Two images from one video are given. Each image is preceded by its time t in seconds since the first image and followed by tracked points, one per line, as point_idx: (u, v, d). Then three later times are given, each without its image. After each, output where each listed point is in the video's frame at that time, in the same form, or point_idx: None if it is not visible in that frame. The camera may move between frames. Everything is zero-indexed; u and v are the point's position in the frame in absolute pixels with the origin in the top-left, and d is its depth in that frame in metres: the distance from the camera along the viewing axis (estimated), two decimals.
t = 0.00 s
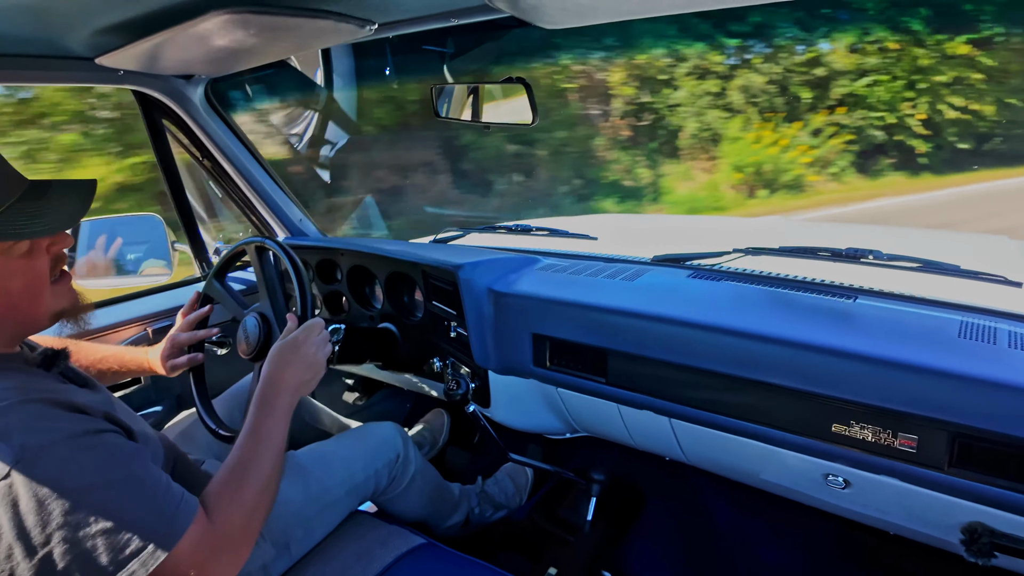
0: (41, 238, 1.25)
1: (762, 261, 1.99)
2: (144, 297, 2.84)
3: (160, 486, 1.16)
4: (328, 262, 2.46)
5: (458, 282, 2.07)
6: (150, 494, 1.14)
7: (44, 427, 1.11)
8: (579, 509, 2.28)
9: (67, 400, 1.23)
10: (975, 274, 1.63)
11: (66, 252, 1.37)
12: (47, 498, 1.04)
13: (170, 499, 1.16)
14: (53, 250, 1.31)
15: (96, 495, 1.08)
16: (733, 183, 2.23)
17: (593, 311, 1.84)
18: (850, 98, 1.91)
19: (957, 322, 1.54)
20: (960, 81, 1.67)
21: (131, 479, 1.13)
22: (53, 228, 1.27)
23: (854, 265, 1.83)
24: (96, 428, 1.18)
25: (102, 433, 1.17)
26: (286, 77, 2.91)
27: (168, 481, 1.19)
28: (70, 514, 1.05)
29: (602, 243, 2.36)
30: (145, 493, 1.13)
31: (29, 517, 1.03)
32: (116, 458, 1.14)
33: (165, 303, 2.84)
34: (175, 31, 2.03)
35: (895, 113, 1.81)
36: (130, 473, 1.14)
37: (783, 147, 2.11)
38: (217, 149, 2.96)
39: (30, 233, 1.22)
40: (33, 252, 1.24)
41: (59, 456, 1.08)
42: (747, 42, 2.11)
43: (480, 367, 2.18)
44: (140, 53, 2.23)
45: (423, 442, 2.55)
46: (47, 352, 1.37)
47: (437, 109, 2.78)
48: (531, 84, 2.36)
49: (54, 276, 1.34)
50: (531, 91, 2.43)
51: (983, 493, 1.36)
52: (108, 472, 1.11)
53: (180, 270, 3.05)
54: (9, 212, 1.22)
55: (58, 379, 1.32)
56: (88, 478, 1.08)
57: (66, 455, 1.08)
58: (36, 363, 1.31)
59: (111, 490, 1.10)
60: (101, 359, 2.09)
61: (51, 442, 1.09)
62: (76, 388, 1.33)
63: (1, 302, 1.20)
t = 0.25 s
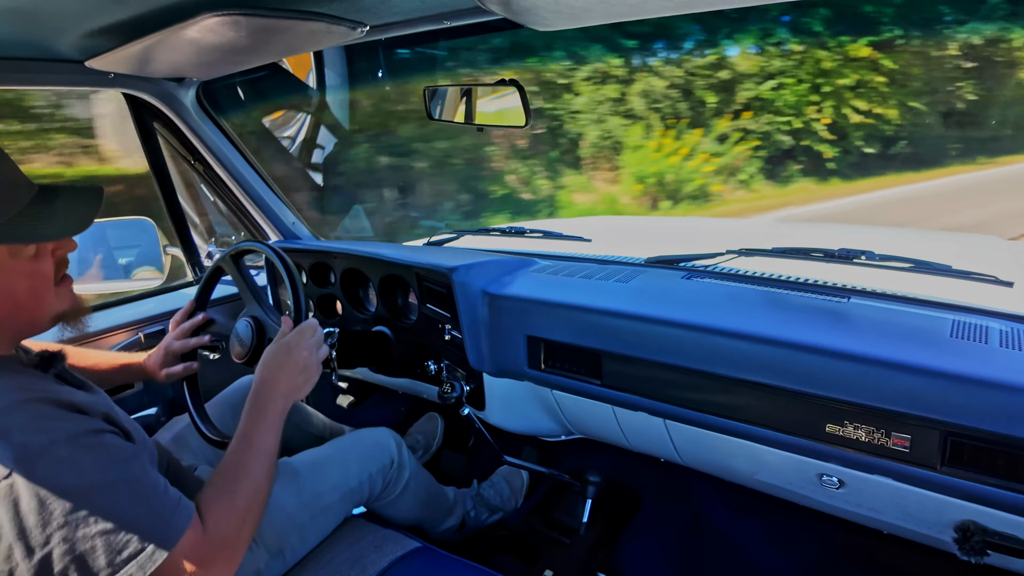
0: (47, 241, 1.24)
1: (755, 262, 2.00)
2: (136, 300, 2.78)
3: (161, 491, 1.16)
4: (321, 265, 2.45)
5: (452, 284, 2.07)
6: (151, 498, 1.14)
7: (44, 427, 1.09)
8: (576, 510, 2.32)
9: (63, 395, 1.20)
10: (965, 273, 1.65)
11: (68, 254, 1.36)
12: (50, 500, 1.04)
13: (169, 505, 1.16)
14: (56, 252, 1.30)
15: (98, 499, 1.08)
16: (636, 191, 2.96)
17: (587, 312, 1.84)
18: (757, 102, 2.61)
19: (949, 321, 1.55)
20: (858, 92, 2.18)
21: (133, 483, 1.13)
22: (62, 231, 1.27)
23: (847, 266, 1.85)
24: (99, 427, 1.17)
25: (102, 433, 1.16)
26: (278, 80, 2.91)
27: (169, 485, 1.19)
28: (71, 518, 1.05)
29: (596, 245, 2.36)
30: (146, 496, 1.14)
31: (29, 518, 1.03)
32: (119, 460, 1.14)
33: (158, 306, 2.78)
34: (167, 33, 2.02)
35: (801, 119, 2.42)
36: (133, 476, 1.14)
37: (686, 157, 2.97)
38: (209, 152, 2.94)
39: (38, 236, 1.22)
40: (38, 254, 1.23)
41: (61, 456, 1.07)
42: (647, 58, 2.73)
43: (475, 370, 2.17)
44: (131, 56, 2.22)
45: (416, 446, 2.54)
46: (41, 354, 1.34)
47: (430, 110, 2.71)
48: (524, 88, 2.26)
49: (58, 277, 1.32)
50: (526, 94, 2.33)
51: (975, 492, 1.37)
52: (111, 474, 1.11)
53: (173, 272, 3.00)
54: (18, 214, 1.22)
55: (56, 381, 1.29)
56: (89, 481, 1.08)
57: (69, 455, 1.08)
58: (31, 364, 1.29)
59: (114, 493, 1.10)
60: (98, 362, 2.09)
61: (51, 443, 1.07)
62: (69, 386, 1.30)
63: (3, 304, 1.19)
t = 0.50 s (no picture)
0: (54, 250, 1.24)
1: (749, 260, 2.01)
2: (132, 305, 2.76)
3: (153, 511, 1.16)
4: (316, 268, 2.45)
5: (448, 286, 2.07)
6: (144, 518, 1.14)
7: (46, 439, 1.10)
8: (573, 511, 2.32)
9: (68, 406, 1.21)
10: (959, 270, 1.66)
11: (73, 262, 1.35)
12: (43, 515, 1.04)
13: (159, 527, 1.16)
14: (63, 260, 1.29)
15: (91, 516, 1.08)
16: (532, 205, 3.36)
17: (583, 313, 1.84)
18: (663, 106, 2.93)
19: (943, 317, 1.56)
20: (766, 95, 2.57)
21: (127, 501, 1.13)
22: (69, 239, 1.27)
23: (841, 264, 1.85)
24: (96, 441, 1.17)
25: (102, 447, 1.17)
26: (271, 83, 2.90)
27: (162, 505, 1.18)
28: (62, 535, 1.05)
29: (591, 245, 2.37)
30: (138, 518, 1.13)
31: (21, 532, 1.03)
32: (115, 476, 1.14)
33: (153, 311, 2.76)
34: (158, 38, 2.02)
35: (706, 128, 2.85)
36: (127, 494, 1.13)
37: (584, 167, 3.31)
38: (204, 156, 2.93)
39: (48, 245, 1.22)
40: (47, 262, 1.23)
41: (60, 470, 1.07)
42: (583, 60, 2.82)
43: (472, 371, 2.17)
44: (124, 60, 2.21)
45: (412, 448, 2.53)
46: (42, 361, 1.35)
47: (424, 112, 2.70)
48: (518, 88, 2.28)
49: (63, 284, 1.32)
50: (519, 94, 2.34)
51: (971, 487, 1.37)
52: (106, 491, 1.11)
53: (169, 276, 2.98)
54: (27, 222, 1.21)
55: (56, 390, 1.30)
56: (84, 496, 1.08)
57: (66, 469, 1.08)
58: (33, 372, 1.29)
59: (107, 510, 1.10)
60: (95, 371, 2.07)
61: (51, 456, 1.08)
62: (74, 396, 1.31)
63: (10, 311, 1.18)
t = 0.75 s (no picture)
0: (38, 249, 1.24)
1: (743, 260, 2.02)
2: (124, 307, 2.74)
3: (136, 524, 1.16)
4: (311, 269, 2.45)
5: (442, 286, 2.07)
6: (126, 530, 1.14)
7: (37, 446, 1.11)
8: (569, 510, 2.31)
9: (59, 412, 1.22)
10: (951, 269, 1.66)
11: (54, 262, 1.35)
12: (29, 523, 1.03)
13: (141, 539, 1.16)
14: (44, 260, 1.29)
15: (76, 526, 1.08)
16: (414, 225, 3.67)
17: (578, 313, 1.85)
18: (568, 112, 3.08)
19: (936, 316, 1.57)
20: (675, 99, 2.65)
21: (116, 509, 1.14)
22: (53, 239, 1.28)
23: (834, 264, 1.86)
24: (89, 446, 1.19)
25: (93, 454, 1.18)
26: (264, 84, 2.90)
27: (146, 517, 1.19)
28: (47, 544, 1.04)
29: (586, 245, 2.37)
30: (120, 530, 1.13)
31: (6, 540, 1.02)
32: (101, 485, 1.14)
33: (146, 313, 2.74)
34: (151, 39, 2.01)
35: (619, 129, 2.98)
36: (112, 505, 1.14)
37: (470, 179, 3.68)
38: (197, 158, 2.90)
39: (32, 244, 1.22)
40: (30, 262, 1.23)
41: (47, 478, 1.08)
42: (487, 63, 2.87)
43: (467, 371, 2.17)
44: (115, 61, 2.20)
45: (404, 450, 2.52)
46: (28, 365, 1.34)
47: (419, 114, 2.71)
48: (511, 87, 2.28)
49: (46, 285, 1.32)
50: (512, 94, 2.35)
51: (963, 484, 1.38)
52: (92, 500, 1.12)
53: (162, 278, 2.96)
54: (11, 223, 1.21)
55: (43, 394, 1.30)
56: (74, 503, 1.09)
57: (54, 478, 1.08)
58: (18, 376, 1.28)
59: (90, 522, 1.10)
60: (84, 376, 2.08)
61: (40, 463, 1.09)
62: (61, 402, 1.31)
63: None
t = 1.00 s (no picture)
0: (34, 253, 1.24)
1: (736, 258, 2.01)
2: (117, 310, 2.70)
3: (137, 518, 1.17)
4: (304, 271, 2.44)
5: (437, 287, 2.07)
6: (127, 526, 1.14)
7: (26, 447, 1.09)
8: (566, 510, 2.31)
9: (45, 413, 1.21)
10: (944, 264, 1.67)
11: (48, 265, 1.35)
12: (27, 523, 1.03)
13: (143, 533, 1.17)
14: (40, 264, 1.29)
15: (76, 521, 1.08)
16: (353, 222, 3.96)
17: (574, 312, 1.85)
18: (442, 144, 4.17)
19: (928, 310, 1.58)
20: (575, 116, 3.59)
21: (115, 502, 1.15)
22: (50, 242, 1.28)
23: (827, 260, 1.87)
24: (81, 445, 1.18)
25: (86, 451, 1.17)
26: (257, 84, 2.91)
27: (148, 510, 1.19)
28: (48, 540, 1.05)
29: (581, 244, 2.37)
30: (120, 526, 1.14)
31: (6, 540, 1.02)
32: (99, 483, 1.14)
33: (139, 317, 2.70)
34: (142, 42, 2.00)
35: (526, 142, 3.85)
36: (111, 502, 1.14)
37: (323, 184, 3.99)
38: (190, 160, 2.89)
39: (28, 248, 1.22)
40: (23, 265, 1.23)
41: (42, 478, 1.07)
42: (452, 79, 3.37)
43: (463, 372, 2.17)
44: (106, 64, 2.19)
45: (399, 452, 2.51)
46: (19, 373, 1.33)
47: (411, 114, 2.68)
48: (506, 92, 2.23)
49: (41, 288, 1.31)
50: (507, 97, 2.30)
51: (959, 478, 1.39)
52: (91, 496, 1.12)
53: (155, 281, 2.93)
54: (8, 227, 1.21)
55: (33, 399, 1.28)
56: (72, 500, 1.09)
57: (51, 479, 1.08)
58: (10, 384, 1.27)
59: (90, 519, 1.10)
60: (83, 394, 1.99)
61: (33, 463, 1.08)
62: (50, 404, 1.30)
63: None
